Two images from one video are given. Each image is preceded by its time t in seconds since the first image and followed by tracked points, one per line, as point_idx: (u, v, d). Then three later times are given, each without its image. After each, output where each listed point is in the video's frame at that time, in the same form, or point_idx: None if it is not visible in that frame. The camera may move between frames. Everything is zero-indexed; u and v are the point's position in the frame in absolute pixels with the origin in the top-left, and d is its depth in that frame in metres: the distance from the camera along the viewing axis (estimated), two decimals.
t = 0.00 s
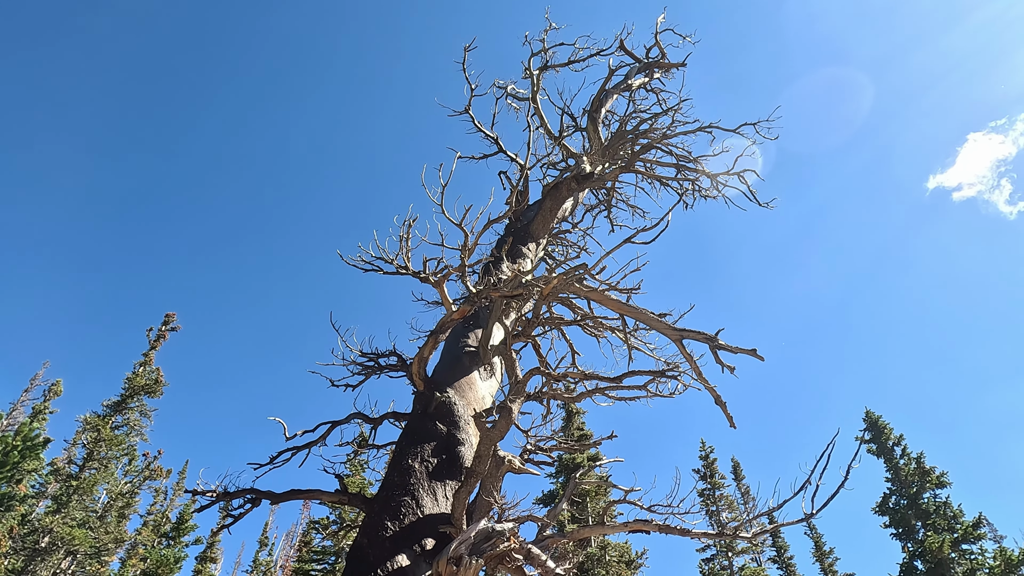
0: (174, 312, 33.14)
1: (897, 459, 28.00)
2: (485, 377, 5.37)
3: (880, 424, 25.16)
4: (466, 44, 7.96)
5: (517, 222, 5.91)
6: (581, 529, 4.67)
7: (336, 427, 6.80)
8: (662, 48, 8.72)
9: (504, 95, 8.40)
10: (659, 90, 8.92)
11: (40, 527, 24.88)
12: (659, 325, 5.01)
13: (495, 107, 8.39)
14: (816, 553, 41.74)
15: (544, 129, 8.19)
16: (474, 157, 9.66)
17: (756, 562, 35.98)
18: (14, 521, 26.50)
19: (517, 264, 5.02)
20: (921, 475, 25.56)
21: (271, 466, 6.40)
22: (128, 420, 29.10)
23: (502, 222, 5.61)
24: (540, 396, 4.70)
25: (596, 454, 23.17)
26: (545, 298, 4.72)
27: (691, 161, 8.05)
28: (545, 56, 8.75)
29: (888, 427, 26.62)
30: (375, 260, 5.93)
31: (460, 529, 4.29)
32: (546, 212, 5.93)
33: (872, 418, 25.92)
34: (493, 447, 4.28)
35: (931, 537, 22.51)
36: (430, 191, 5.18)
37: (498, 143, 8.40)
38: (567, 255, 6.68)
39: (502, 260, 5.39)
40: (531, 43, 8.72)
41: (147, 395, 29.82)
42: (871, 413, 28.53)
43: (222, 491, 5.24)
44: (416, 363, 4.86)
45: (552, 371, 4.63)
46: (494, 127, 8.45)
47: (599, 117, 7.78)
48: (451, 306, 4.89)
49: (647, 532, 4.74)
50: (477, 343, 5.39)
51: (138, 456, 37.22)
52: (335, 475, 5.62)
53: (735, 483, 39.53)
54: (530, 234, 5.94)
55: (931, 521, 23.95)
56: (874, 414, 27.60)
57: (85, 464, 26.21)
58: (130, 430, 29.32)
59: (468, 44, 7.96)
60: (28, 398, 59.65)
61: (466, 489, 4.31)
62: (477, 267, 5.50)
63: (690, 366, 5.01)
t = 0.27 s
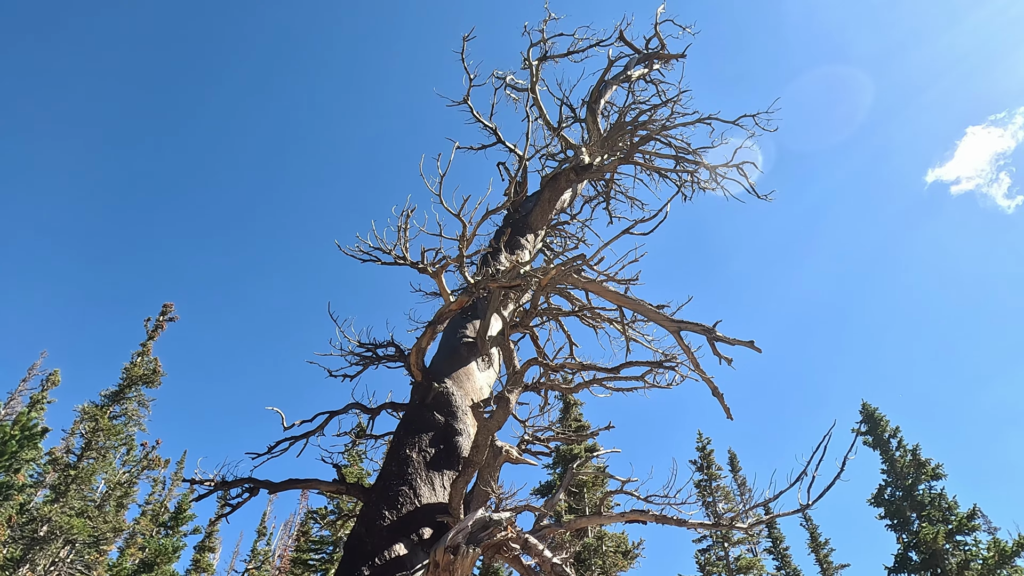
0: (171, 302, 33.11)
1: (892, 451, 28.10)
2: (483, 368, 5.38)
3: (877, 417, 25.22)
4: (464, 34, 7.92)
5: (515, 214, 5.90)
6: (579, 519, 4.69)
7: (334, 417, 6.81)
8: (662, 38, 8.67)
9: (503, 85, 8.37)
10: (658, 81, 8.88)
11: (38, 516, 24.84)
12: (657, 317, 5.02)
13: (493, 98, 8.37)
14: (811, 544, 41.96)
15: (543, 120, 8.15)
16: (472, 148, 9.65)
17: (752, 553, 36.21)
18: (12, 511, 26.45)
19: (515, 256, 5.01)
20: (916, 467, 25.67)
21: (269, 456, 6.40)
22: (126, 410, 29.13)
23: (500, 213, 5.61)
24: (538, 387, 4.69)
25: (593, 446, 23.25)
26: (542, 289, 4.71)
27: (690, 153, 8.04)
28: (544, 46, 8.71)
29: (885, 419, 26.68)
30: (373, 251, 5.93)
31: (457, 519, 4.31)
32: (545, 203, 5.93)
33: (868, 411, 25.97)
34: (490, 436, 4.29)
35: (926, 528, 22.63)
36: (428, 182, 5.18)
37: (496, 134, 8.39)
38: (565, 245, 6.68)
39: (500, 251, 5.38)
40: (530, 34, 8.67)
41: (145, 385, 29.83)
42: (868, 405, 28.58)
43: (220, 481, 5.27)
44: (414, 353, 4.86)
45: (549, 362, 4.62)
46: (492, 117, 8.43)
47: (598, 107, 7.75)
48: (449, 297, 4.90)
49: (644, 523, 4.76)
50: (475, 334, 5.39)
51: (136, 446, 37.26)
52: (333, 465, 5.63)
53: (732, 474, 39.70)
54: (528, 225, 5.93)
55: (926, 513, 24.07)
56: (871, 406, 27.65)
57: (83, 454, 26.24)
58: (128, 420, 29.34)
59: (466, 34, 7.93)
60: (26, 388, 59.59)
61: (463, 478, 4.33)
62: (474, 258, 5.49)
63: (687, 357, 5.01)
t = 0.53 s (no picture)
0: (169, 293, 33.08)
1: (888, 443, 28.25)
2: (481, 358, 5.38)
3: (873, 409, 25.33)
4: (463, 23, 7.88)
5: (513, 204, 5.89)
6: (575, 509, 4.71)
7: (332, 407, 6.82)
8: (661, 29, 8.63)
9: (501, 75, 8.34)
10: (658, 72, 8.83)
11: (37, 505, 24.88)
12: (655, 308, 5.03)
13: (492, 88, 8.34)
14: (806, 535, 42.26)
15: (542, 110, 8.13)
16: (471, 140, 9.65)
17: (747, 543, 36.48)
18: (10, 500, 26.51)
19: (513, 247, 5.00)
20: (911, 459, 25.82)
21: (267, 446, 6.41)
22: (124, 400, 29.16)
23: (498, 204, 5.60)
24: (535, 378, 4.69)
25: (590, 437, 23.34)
26: (540, 280, 4.71)
27: (688, 145, 8.02)
28: (543, 37, 8.67)
29: (881, 411, 26.79)
30: (371, 241, 5.92)
31: (454, 508, 4.33)
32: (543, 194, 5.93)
33: (864, 403, 26.08)
34: (488, 426, 4.30)
35: (920, 519, 22.78)
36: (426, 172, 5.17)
37: (495, 124, 8.37)
38: (563, 236, 6.67)
39: (498, 242, 5.37)
40: (529, 23, 8.63)
41: (143, 375, 29.83)
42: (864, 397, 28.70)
43: (218, 470, 5.28)
44: (412, 344, 4.86)
45: (547, 353, 4.62)
46: (491, 108, 8.41)
47: (598, 98, 7.72)
48: (447, 287, 4.89)
49: (640, 513, 4.78)
50: (473, 325, 5.39)
51: (134, 436, 37.31)
52: (331, 454, 5.64)
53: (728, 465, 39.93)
54: (527, 216, 5.93)
55: (920, 504, 24.23)
56: (867, 398, 27.77)
57: (81, 444, 26.27)
58: (126, 409, 29.38)
59: (466, 23, 7.89)
60: (24, 376, 59.50)
61: (460, 468, 4.33)
62: (473, 249, 5.48)
63: (685, 348, 5.02)
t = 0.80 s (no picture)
0: (167, 282, 33.04)
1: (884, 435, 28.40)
2: (478, 349, 5.38)
3: (869, 400, 25.43)
4: (462, 12, 7.84)
5: (512, 195, 5.88)
6: (573, 498, 4.73)
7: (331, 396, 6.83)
8: (661, 19, 8.58)
9: (500, 65, 8.31)
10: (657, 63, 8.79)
11: (35, 494, 24.91)
12: (653, 299, 5.03)
13: (491, 78, 8.31)
14: (801, 526, 42.58)
15: (541, 101, 8.11)
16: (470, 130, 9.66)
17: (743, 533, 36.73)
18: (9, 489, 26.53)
19: (512, 237, 5.00)
20: (907, 451, 25.97)
21: (265, 435, 6.43)
22: (122, 389, 29.16)
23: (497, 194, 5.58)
24: (533, 368, 4.70)
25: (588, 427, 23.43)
26: (539, 271, 4.71)
27: (687, 136, 8.01)
28: (543, 27, 8.62)
29: (877, 403, 26.91)
30: (370, 230, 5.93)
31: (452, 497, 4.35)
32: (542, 184, 5.91)
33: (861, 394, 26.18)
34: (486, 415, 4.31)
35: (915, 510, 22.90)
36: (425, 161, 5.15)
37: (494, 114, 8.35)
38: (561, 227, 6.67)
39: (497, 232, 5.37)
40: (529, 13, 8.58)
41: (141, 364, 29.84)
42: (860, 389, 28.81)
43: (216, 459, 5.29)
44: (410, 334, 4.86)
45: (544, 343, 4.63)
46: (490, 98, 8.39)
47: (597, 89, 7.70)
48: (445, 278, 4.89)
49: (637, 503, 4.80)
50: (471, 315, 5.39)
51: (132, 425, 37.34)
52: (329, 444, 5.66)
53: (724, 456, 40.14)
54: (525, 207, 5.92)
55: (915, 495, 24.38)
56: (863, 391, 27.89)
57: (79, 433, 26.28)
58: (124, 399, 29.41)
59: (465, 12, 7.84)
60: (22, 365, 59.38)
61: (458, 457, 4.35)
62: (471, 239, 5.47)
63: (682, 340, 5.02)
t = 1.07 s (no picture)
0: (164, 273, 32.97)
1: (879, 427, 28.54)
2: (476, 339, 5.39)
3: (865, 393, 25.51)
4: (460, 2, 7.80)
5: (510, 186, 5.86)
6: (569, 489, 4.75)
7: (327, 386, 6.83)
8: (660, 10, 8.55)
9: (499, 55, 8.28)
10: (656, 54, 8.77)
11: (32, 483, 24.88)
12: (650, 291, 5.04)
13: (489, 68, 8.28)
14: (796, 517, 42.85)
15: (539, 91, 8.08)
16: (468, 121, 9.66)
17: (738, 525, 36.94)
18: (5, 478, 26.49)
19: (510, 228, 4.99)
20: (902, 443, 26.09)
21: (262, 425, 6.43)
22: (119, 379, 29.14)
23: (495, 185, 5.56)
24: (530, 358, 4.71)
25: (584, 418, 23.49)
26: (536, 262, 4.71)
27: (686, 127, 7.99)
28: (542, 17, 8.58)
29: (873, 396, 27.00)
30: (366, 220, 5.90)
31: (449, 487, 4.37)
32: (539, 175, 5.90)
33: (857, 387, 26.27)
34: (482, 406, 4.32)
35: (909, 502, 23.02)
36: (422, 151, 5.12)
37: (492, 105, 8.33)
38: (559, 219, 6.66)
39: (494, 224, 5.35)
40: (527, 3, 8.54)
41: (138, 355, 29.82)
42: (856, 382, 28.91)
43: (213, 448, 5.30)
44: (407, 325, 4.86)
45: (542, 334, 4.64)
46: (488, 88, 8.37)
47: (596, 80, 7.68)
48: (443, 269, 4.89)
49: (633, 493, 4.82)
50: (468, 306, 5.39)
51: (129, 415, 37.32)
52: (326, 434, 5.67)
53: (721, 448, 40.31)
54: (523, 197, 5.91)
55: (909, 487, 24.51)
56: (859, 383, 28.00)
57: (76, 423, 26.28)
58: (121, 389, 29.39)
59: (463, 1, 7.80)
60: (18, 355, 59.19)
61: (455, 447, 4.36)
62: (469, 231, 5.46)
63: (679, 332, 5.03)
